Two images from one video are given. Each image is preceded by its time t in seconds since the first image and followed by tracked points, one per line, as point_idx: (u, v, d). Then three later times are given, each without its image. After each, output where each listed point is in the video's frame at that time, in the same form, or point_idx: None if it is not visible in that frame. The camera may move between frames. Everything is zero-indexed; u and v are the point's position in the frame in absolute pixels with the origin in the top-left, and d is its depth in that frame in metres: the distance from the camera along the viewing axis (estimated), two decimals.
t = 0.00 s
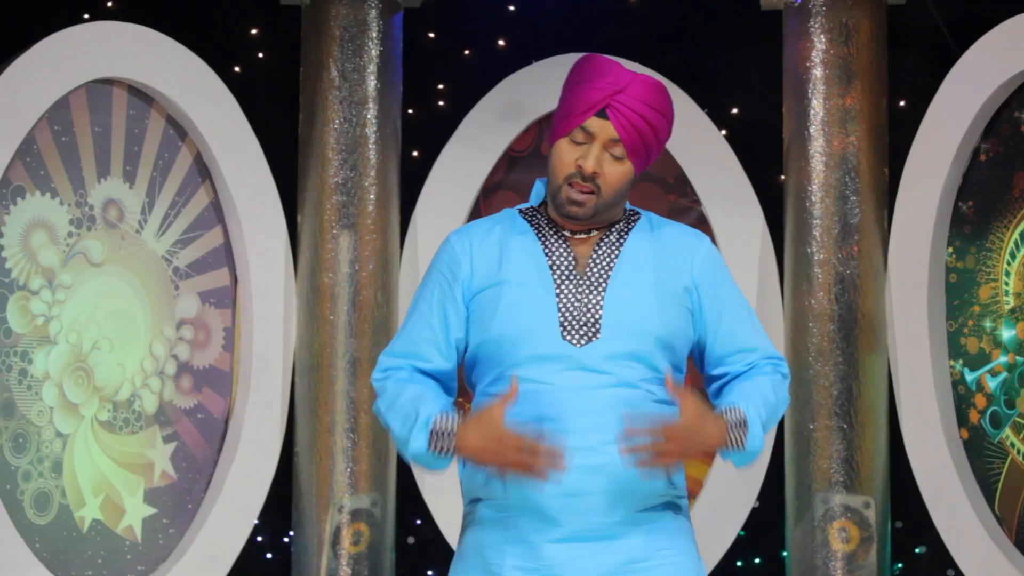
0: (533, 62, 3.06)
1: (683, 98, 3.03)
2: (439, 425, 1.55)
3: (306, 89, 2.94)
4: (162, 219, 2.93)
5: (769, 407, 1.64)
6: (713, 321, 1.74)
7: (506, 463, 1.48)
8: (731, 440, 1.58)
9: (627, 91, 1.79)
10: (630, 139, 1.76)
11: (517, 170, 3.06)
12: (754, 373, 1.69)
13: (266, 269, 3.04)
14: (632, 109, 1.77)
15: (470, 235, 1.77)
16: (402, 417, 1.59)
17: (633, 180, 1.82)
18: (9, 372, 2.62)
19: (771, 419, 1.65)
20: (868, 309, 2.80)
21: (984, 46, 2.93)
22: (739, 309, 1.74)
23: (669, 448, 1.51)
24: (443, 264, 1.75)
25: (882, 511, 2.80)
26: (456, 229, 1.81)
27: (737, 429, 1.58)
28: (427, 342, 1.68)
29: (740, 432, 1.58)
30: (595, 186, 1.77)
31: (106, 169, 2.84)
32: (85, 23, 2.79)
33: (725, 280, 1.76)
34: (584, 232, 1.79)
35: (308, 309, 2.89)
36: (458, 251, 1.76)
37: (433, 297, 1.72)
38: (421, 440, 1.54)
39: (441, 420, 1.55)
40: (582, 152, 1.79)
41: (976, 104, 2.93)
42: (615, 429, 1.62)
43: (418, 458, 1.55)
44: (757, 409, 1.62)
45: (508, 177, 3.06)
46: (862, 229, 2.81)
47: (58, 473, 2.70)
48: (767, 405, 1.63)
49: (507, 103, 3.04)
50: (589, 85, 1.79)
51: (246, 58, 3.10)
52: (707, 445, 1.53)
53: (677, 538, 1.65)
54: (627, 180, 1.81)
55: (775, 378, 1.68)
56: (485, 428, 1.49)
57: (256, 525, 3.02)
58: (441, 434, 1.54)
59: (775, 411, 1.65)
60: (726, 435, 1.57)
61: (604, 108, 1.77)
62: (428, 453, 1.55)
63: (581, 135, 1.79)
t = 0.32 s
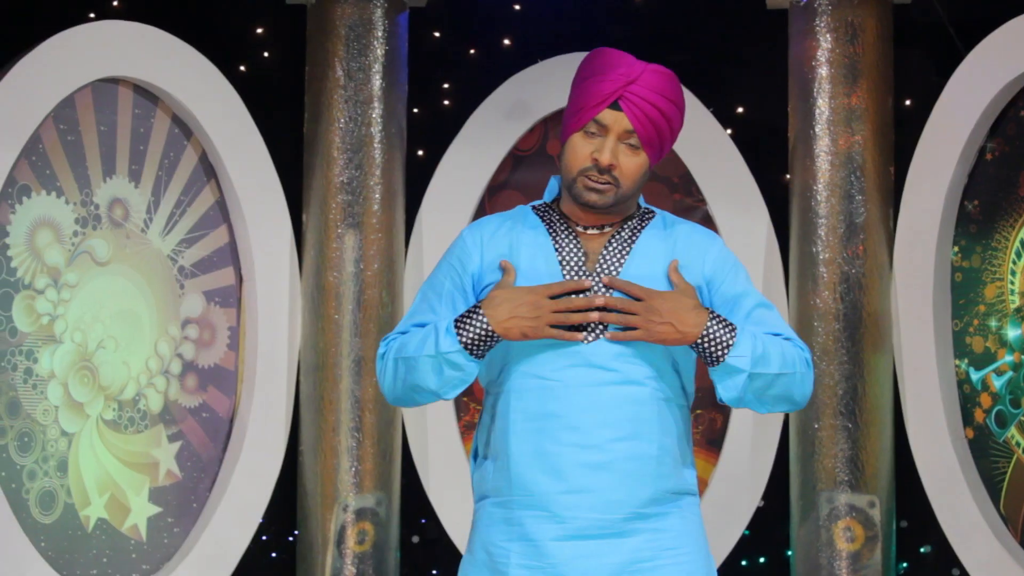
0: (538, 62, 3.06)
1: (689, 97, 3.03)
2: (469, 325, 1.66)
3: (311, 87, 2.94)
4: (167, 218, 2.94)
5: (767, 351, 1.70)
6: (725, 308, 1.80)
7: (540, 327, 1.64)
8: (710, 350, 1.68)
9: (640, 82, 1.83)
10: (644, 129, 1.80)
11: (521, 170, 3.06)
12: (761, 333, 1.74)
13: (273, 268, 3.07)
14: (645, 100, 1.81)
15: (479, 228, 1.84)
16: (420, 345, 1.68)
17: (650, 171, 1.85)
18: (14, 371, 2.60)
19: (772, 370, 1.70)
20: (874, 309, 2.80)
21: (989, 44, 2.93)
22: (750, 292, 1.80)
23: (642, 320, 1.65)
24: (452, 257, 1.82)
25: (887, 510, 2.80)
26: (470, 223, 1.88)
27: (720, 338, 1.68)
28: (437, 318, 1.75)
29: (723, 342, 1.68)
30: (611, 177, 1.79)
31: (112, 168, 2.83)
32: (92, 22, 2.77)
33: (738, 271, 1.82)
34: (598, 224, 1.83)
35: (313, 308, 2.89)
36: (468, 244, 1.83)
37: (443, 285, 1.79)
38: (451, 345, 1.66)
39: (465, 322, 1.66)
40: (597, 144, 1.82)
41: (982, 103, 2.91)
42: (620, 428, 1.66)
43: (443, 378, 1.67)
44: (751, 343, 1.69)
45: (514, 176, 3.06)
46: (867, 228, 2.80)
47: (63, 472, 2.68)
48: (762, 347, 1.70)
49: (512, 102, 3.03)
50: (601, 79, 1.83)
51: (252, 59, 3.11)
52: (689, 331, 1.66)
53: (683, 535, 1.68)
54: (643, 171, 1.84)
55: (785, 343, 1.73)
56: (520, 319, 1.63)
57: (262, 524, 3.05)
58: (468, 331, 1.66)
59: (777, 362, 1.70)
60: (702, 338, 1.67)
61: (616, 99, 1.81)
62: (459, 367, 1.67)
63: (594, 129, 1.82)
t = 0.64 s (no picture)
0: (528, 62, 3.06)
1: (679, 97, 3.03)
2: (467, 332, 1.67)
3: (301, 87, 2.94)
4: (156, 217, 2.93)
5: (765, 351, 1.69)
6: (725, 308, 1.79)
7: (537, 331, 1.64)
8: (707, 352, 1.68)
9: (635, 76, 1.83)
10: (642, 123, 1.80)
11: (511, 170, 3.07)
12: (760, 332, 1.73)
13: (261, 268, 3.05)
14: (641, 94, 1.81)
15: (478, 232, 1.86)
16: (422, 352, 1.71)
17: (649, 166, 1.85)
18: (4, 371, 2.60)
19: (770, 370, 1.69)
20: (863, 309, 2.80)
21: (978, 45, 2.94)
22: (751, 292, 1.79)
23: (636, 323, 1.65)
24: (452, 262, 1.85)
25: (876, 510, 2.80)
26: (471, 227, 1.91)
27: (716, 339, 1.67)
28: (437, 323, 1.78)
29: (720, 344, 1.68)
30: (610, 173, 1.79)
31: (101, 167, 2.83)
32: (81, 22, 2.78)
33: (740, 271, 1.82)
34: (597, 223, 1.84)
35: (302, 308, 2.89)
36: (467, 248, 1.85)
37: (443, 290, 1.82)
38: (451, 353, 1.68)
39: (463, 329, 1.68)
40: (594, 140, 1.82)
41: (971, 104, 2.92)
42: (617, 427, 1.67)
43: (445, 386, 1.70)
44: (748, 343, 1.68)
45: (503, 176, 3.06)
46: (856, 228, 2.81)
47: (52, 472, 2.68)
48: (760, 348, 1.69)
49: (502, 102, 3.03)
50: (596, 75, 1.83)
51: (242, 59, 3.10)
52: (686, 332, 1.66)
53: (681, 536, 1.68)
54: (643, 166, 1.83)
55: (784, 343, 1.72)
56: (518, 327, 1.64)
57: (251, 524, 3.03)
58: (467, 339, 1.67)
59: (776, 362, 1.69)
60: (698, 339, 1.67)
61: (612, 94, 1.81)
62: (460, 374, 1.69)
63: (591, 125, 1.82)
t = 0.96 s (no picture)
0: (515, 62, 3.07)
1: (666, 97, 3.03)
2: (470, 326, 1.67)
3: (288, 88, 2.94)
4: (143, 218, 2.93)
5: (769, 346, 1.67)
6: (731, 305, 1.77)
7: (540, 326, 1.64)
8: (709, 347, 1.66)
9: (637, 70, 1.83)
10: (645, 116, 1.79)
11: (498, 171, 3.07)
12: (765, 328, 1.71)
13: (247, 265, 3.02)
14: (644, 87, 1.81)
15: (483, 228, 1.85)
16: (424, 346, 1.70)
17: (653, 160, 1.85)
18: None
19: (774, 366, 1.67)
20: (848, 309, 2.80)
21: (963, 46, 2.94)
22: (756, 288, 1.77)
23: (639, 319, 1.64)
24: (458, 258, 1.84)
25: (862, 511, 2.80)
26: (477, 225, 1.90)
27: (719, 334, 1.65)
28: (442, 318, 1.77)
29: (722, 340, 1.65)
30: (614, 166, 1.79)
31: (87, 168, 2.84)
32: (67, 22, 2.81)
33: (745, 267, 1.79)
34: (602, 218, 1.83)
35: (288, 309, 2.88)
36: (473, 244, 1.85)
37: (448, 285, 1.81)
38: (454, 346, 1.67)
39: (465, 323, 1.67)
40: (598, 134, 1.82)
41: (956, 106, 2.92)
42: (618, 422, 1.66)
43: (447, 380, 1.69)
44: (752, 338, 1.66)
45: (490, 177, 3.07)
46: (842, 229, 2.81)
47: (38, 473, 2.69)
48: (763, 343, 1.67)
49: (489, 103, 3.04)
50: (598, 69, 1.83)
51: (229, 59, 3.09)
52: (690, 328, 1.64)
53: (682, 535, 1.66)
54: (646, 160, 1.83)
55: (789, 339, 1.70)
56: (521, 321, 1.64)
57: (237, 524, 3.01)
58: (470, 332, 1.67)
59: (780, 358, 1.67)
60: (700, 335, 1.65)
61: (615, 88, 1.81)
62: (464, 368, 1.69)
63: (594, 119, 1.82)
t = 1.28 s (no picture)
0: (504, 63, 3.07)
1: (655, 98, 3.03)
2: (480, 321, 1.62)
3: (277, 88, 2.93)
4: (130, 220, 2.94)
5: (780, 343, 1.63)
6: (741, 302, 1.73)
7: (549, 321, 1.59)
8: (720, 343, 1.62)
9: (647, 64, 1.78)
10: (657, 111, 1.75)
11: (487, 172, 3.07)
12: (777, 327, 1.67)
13: (238, 264, 2.99)
14: (654, 81, 1.77)
15: (494, 224, 1.80)
16: (434, 341, 1.66)
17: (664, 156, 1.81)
18: None
19: (785, 363, 1.63)
20: (837, 310, 2.81)
21: (950, 48, 2.94)
22: (767, 286, 1.73)
23: (649, 314, 1.60)
24: (469, 254, 1.79)
25: (850, 512, 2.81)
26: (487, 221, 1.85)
27: (729, 329, 1.61)
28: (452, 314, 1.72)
29: (733, 335, 1.61)
30: (624, 161, 1.74)
31: (75, 169, 2.88)
32: (55, 22, 2.86)
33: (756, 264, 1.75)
34: (611, 216, 1.79)
35: (277, 309, 2.88)
36: (482, 240, 1.80)
37: (459, 283, 1.77)
38: (464, 341, 1.63)
39: (476, 318, 1.63)
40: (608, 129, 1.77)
41: (944, 107, 2.93)
42: (630, 420, 1.61)
43: (456, 376, 1.65)
44: (763, 336, 1.62)
45: (479, 178, 3.07)
46: (831, 230, 2.81)
47: (24, 474, 2.75)
48: (775, 340, 1.63)
49: (478, 104, 3.04)
50: (608, 63, 1.79)
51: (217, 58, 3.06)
52: (701, 322, 1.60)
53: (693, 537, 1.61)
54: (657, 156, 1.79)
55: (800, 337, 1.66)
56: (534, 317, 1.59)
57: (225, 526, 2.97)
58: (480, 327, 1.62)
59: (791, 356, 1.64)
60: (711, 330, 1.61)
61: (624, 82, 1.77)
62: (474, 364, 1.64)
63: (604, 113, 1.78)
